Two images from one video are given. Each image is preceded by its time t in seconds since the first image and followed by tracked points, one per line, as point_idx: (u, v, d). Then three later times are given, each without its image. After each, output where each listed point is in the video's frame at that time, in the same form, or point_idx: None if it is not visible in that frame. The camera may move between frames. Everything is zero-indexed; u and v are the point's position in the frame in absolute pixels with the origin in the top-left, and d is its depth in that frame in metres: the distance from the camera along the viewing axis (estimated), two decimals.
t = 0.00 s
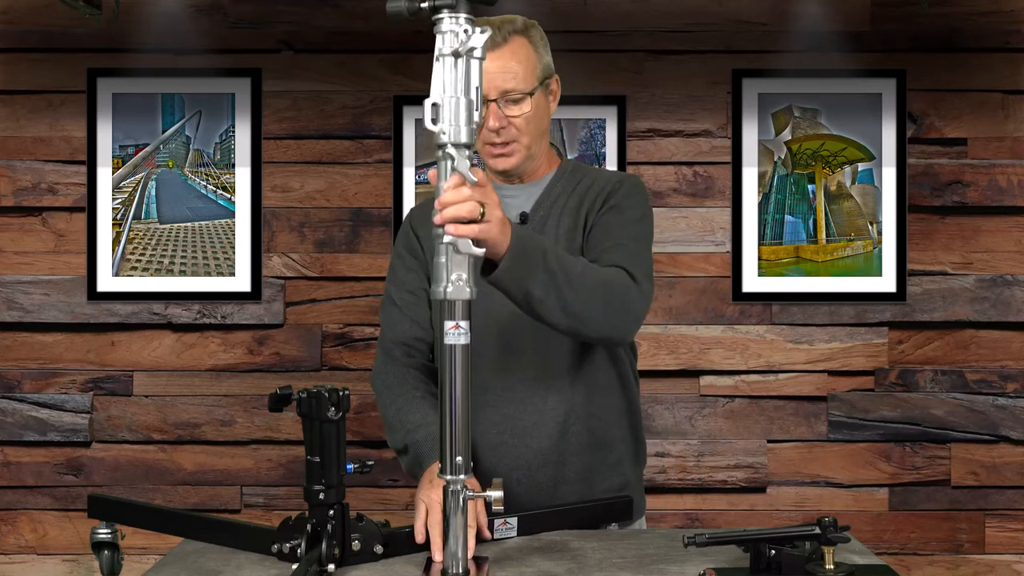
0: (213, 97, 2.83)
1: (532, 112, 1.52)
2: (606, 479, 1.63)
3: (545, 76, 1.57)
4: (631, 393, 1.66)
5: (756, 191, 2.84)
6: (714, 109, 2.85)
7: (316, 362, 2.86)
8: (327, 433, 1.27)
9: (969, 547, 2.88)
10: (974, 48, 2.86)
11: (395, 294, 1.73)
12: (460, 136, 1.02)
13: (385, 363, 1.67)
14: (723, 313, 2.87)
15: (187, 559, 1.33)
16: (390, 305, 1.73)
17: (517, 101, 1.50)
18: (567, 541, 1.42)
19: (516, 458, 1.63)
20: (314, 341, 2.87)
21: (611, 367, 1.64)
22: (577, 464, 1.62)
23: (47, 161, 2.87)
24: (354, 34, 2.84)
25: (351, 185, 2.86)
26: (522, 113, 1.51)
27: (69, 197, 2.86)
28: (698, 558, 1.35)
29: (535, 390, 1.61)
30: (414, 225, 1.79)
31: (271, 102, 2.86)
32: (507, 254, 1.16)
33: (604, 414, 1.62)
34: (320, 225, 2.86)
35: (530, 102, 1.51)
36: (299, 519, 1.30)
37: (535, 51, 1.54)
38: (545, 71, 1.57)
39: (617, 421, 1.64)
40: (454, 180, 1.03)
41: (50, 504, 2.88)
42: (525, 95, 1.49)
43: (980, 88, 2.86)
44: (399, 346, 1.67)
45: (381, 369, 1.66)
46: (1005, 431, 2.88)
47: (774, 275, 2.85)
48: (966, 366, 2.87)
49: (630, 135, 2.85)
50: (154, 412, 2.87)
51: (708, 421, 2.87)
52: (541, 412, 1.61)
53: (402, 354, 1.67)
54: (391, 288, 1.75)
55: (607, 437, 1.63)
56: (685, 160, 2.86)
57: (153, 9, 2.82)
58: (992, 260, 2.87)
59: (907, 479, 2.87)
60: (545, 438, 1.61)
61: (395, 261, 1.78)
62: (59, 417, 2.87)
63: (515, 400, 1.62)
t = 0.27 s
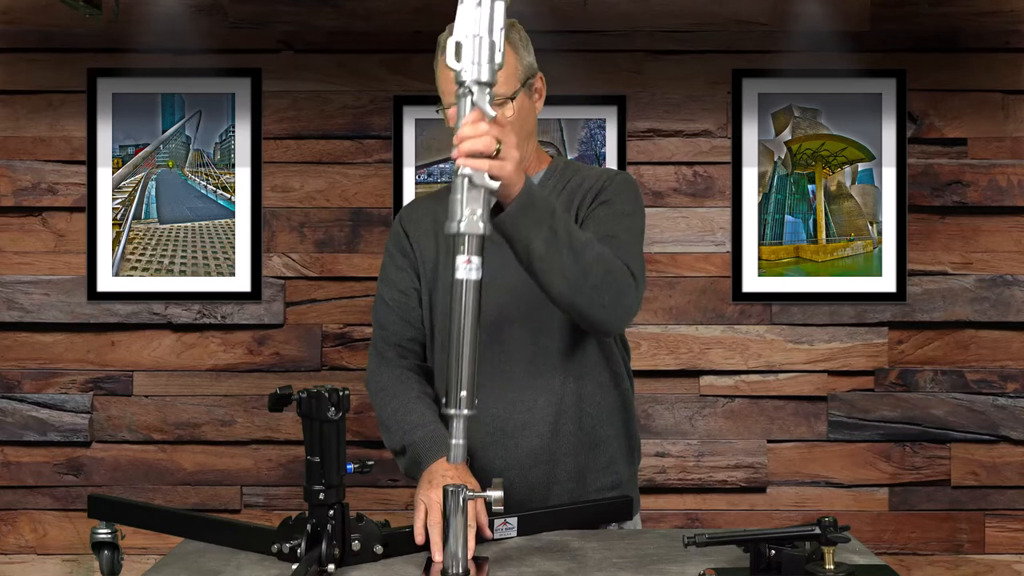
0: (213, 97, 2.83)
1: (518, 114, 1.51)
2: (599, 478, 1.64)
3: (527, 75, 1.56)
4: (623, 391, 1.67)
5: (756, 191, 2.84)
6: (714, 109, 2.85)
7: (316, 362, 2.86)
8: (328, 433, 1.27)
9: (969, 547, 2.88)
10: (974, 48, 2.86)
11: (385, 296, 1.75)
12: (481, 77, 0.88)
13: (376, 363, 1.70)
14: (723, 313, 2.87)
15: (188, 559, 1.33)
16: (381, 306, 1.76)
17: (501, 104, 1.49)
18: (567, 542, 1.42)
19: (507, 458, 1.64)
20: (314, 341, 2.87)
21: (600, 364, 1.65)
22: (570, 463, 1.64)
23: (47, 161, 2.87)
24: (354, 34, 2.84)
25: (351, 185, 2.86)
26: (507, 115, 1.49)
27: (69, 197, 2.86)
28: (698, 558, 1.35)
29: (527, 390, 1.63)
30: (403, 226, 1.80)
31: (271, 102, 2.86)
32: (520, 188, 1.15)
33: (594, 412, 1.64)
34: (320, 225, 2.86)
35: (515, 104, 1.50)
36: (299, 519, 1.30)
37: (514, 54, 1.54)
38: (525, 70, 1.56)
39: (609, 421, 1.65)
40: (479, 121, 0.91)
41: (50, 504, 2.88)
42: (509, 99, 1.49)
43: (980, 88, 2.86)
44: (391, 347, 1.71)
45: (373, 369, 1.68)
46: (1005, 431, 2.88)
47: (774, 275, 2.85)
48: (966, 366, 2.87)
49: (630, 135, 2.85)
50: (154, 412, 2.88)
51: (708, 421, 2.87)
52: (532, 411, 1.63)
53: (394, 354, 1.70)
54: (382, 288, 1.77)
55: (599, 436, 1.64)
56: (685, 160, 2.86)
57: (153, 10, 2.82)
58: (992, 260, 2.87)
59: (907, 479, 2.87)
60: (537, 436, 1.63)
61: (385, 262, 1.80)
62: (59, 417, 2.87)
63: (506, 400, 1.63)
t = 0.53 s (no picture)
0: (213, 97, 2.83)
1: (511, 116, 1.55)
2: (598, 482, 1.65)
3: (520, 74, 1.59)
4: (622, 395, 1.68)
5: (756, 191, 2.84)
6: (714, 109, 2.85)
7: (316, 362, 2.86)
8: (328, 433, 1.27)
9: (969, 547, 2.88)
10: (974, 48, 2.86)
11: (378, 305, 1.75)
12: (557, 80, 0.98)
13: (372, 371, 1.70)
14: (723, 313, 2.87)
15: (188, 559, 1.33)
16: (373, 315, 1.76)
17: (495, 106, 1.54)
18: (567, 542, 1.42)
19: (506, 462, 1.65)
20: (314, 341, 2.87)
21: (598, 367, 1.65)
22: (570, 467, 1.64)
23: (47, 161, 2.87)
24: (354, 34, 2.84)
25: (351, 185, 2.86)
26: (500, 118, 1.54)
27: (69, 197, 2.86)
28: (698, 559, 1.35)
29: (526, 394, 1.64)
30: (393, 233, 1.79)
31: (271, 102, 2.86)
32: (569, 199, 1.21)
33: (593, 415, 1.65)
34: (320, 225, 2.85)
35: (508, 107, 1.54)
36: (299, 519, 1.30)
37: (506, 54, 1.57)
38: (518, 70, 1.58)
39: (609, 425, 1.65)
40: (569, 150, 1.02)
41: (50, 504, 2.88)
42: (500, 100, 1.53)
43: (980, 88, 2.86)
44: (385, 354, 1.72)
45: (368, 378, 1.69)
46: (1005, 431, 2.88)
47: (774, 275, 2.85)
48: (966, 367, 2.87)
49: (630, 135, 2.85)
50: (154, 412, 2.87)
51: (708, 421, 2.87)
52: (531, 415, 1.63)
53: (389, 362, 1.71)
54: (374, 297, 1.77)
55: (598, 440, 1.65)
56: (685, 160, 2.86)
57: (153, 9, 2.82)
58: (992, 260, 2.87)
59: (907, 479, 2.87)
60: (535, 440, 1.63)
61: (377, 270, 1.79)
62: (59, 417, 2.86)
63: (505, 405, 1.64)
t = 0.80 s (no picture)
0: (213, 97, 2.83)
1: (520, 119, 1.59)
2: (602, 486, 1.69)
3: (525, 76, 1.63)
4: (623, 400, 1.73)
5: (756, 191, 2.84)
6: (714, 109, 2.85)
7: (316, 362, 2.86)
8: (328, 432, 1.27)
9: (969, 547, 2.88)
10: (974, 48, 2.86)
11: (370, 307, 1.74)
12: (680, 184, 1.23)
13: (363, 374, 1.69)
14: (723, 313, 2.87)
15: (188, 559, 1.33)
16: (364, 317, 1.75)
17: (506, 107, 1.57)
18: (567, 541, 1.42)
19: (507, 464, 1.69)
20: (314, 341, 2.87)
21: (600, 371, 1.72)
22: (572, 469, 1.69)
23: (46, 161, 2.87)
24: (354, 34, 2.84)
25: (351, 185, 2.86)
26: (512, 119, 1.57)
27: (69, 197, 2.86)
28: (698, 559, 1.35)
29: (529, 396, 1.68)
30: (385, 235, 1.79)
31: (271, 102, 2.86)
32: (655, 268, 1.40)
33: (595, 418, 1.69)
34: (320, 225, 2.86)
35: (518, 108, 1.58)
36: (299, 519, 1.30)
37: (515, 54, 1.60)
38: (524, 71, 1.62)
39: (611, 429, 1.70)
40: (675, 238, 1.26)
41: (50, 504, 2.88)
42: (513, 101, 1.56)
43: (980, 88, 2.86)
44: (377, 358, 1.71)
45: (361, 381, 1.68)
46: (1005, 431, 2.88)
47: (774, 275, 2.85)
48: (966, 367, 2.87)
49: (630, 134, 2.85)
50: (154, 412, 2.88)
51: (708, 421, 2.87)
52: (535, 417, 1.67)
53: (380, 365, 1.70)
54: (365, 299, 1.76)
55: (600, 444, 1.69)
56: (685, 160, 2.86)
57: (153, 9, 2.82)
58: (992, 260, 2.87)
59: (907, 479, 2.87)
60: (540, 444, 1.68)
61: (367, 272, 1.79)
62: (59, 417, 2.87)
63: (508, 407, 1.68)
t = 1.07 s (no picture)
0: (213, 97, 2.83)
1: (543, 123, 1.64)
2: (598, 489, 1.72)
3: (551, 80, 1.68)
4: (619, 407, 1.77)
5: (756, 191, 2.84)
6: (714, 109, 2.85)
7: (316, 362, 2.87)
8: (328, 433, 1.27)
9: (969, 547, 2.88)
10: (974, 48, 2.86)
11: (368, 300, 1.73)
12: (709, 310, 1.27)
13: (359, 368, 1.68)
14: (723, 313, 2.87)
15: (188, 559, 1.34)
16: (361, 311, 1.74)
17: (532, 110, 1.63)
18: (568, 542, 1.42)
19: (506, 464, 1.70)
20: (314, 341, 2.87)
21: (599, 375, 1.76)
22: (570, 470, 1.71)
23: (46, 161, 2.86)
24: (354, 34, 2.84)
25: (351, 185, 2.86)
26: (536, 122, 1.63)
27: (69, 197, 2.86)
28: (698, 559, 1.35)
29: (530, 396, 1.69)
30: (383, 228, 1.78)
31: (271, 102, 2.86)
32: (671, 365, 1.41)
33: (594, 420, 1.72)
34: (320, 225, 2.85)
35: (542, 112, 1.64)
36: (299, 519, 1.30)
37: (543, 58, 1.66)
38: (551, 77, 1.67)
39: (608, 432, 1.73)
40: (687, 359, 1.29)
41: (50, 504, 2.87)
42: (539, 104, 1.63)
43: (980, 88, 2.86)
44: (375, 352, 1.69)
45: (358, 374, 1.67)
46: (1005, 431, 2.88)
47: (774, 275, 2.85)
48: (966, 366, 2.87)
49: (630, 134, 2.85)
50: (154, 412, 2.87)
51: (708, 421, 2.87)
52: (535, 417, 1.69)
53: (377, 359, 1.69)
54: (362, 292, 1.75)
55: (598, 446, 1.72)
56: (685, 160, 2.86)
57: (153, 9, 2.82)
58: (992, 260, 2.87)
59: (907, 479, 2.87)
60: (539, 445, 1.70)
61: (364, 265, 1.78)
62: (59, 417, 2.86)
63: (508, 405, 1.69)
